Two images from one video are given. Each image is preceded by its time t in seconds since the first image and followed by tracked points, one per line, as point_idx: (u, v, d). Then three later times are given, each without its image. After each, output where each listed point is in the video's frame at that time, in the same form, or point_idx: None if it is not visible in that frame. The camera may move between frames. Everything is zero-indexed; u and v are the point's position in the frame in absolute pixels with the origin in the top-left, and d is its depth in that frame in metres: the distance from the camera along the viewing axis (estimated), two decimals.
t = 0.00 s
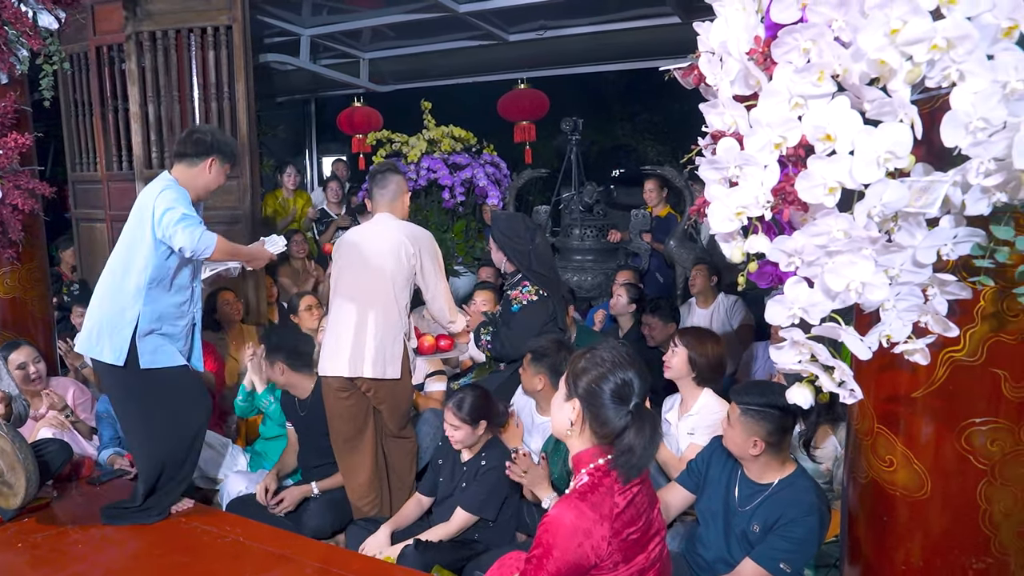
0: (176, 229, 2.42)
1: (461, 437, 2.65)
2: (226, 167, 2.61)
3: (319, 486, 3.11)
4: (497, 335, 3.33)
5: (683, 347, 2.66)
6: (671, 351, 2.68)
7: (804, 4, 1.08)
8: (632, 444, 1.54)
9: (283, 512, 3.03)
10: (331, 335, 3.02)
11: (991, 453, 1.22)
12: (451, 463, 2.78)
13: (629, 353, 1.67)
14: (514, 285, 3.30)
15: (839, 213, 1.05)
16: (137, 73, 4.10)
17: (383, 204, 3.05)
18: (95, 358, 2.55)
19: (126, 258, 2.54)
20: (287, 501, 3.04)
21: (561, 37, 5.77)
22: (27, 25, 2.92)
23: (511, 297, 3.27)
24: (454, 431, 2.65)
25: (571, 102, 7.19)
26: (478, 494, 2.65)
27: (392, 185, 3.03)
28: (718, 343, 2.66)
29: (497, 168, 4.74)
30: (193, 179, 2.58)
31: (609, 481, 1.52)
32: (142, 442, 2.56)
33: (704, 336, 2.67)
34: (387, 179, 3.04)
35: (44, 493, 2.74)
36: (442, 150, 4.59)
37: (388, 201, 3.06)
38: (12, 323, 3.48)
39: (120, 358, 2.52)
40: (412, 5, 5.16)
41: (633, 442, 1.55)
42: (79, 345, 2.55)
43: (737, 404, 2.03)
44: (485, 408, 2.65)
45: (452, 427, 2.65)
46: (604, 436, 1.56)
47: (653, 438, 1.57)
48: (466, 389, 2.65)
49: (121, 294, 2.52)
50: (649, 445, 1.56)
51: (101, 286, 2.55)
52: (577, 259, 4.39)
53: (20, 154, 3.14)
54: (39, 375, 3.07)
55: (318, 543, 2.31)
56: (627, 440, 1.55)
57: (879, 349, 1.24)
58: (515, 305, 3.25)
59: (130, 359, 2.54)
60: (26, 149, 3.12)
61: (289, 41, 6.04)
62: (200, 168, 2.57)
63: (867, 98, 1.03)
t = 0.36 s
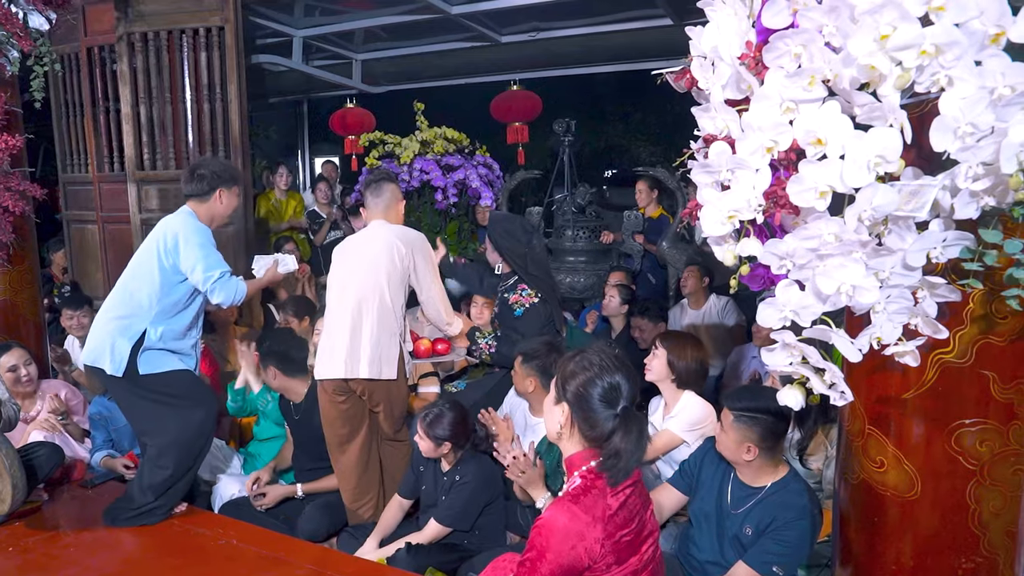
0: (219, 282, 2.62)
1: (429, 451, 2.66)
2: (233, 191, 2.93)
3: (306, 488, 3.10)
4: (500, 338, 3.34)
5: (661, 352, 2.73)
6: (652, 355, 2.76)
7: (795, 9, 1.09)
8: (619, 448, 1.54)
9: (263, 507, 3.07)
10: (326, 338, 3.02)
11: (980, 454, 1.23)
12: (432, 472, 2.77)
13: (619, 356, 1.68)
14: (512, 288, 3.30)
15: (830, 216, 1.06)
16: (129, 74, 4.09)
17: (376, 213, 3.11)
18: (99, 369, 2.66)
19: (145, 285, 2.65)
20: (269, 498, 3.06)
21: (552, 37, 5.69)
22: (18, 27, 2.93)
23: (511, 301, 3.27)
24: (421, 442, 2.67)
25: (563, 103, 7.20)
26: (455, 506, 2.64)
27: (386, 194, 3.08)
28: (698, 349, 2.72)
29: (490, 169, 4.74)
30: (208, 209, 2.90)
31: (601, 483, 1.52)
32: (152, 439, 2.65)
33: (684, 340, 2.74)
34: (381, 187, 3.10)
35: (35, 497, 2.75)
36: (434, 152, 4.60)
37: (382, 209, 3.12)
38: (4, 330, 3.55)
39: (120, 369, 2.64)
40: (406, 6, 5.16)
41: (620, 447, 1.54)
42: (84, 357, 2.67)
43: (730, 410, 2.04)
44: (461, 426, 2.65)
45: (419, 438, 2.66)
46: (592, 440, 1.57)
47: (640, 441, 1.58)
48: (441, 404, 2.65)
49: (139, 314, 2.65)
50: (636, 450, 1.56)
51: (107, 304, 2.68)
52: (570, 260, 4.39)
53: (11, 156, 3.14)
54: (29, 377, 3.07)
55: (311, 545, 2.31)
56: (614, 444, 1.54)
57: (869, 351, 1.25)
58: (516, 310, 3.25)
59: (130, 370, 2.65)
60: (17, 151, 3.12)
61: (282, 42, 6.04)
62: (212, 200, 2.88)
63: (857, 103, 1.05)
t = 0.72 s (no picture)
0: (228, 283, 2.77)
1: (430, 453, 2.66)
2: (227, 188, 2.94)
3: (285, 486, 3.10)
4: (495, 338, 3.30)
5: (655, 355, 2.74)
6: (644, 360, 2.77)
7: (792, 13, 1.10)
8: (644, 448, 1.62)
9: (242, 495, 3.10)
10: (326, 341, 3.03)
11: (975, 455, 1.24)
12: (433, 472, 2.77)
13: (616, 355, 1.69)
14: (513, 287, 3.28)
15: (827, 219, 1.06)
16: (125, 74, 4.09)
17: (377, 219, 3.12)
18: (119, 369, 2.69)
19: (161, 281, 2.74)
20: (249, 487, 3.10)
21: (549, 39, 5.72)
22: (15, 29, 2.94)
23: (513, 300, 3.24)
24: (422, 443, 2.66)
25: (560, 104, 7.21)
26: (456, 508, 2.64)
27: (386, 201, 3.10)
28: (691, 350, 2.74)
29: (487, 170, 4.75)
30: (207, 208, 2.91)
31: (601, 483, 1.54)
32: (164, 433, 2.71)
33: (676, 343, 2.75)
34: (381, 192, 3.12)
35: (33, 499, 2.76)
36: (432, 153, 4.57)
37: (382, 215, 3.14)
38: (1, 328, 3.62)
39: (148, 367, 2.71)
40: (403, 7, 5.16)
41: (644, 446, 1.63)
42: (99, 356, 2.69)
43: (733, 415, 2.04)
44: (463, 430, 2.65)
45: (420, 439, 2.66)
46: (595, 442, 1.59)
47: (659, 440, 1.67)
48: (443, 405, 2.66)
49: (157, 309, 2.73)
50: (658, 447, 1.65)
51: (120, 303, 2.73)
52: (567, 261, 4.40)
53: (8, 158, 3.15)
54: (26, 380, 3.09)
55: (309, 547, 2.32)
56: (635, 444, 1.62)
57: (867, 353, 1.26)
58: (519, 309, 3.23)
59: (158, 367, 2.73)
60: (14, 152, 3.13)
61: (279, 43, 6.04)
62: (213, 199, 2.91)
63: (854, 106, 1.05)
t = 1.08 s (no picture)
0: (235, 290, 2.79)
1: (451, 436, 2.70)
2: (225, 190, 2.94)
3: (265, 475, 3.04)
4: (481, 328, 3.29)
5: (652, 356, 2.75)
6: (642, 361, 2.78)
7: (790, 15, 1.10)
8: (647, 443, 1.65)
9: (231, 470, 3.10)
10: (325, 342, 3.03)
11: (972, 454, 1.25)
12: (449, 464, 2.81)
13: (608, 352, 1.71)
14: (512, 282, 3.30)
15: (825, 219, 1.06)
16: (123, 75, 4.09)
17: (378, 218, 3.12)
18: (125, 371, 2.72)
19: (163, 285, 2.75)
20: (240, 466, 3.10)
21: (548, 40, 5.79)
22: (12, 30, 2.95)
23: (508, 292, 3.27)
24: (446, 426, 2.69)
25: (558, 104, 7.22)
26: (471, 499, 2.66)
27: (386, 201, 3.10)
28: (688, 351, 2.75)
29: (485, 171, 4.75)
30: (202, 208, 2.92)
31: (600, 484, 1.55)
32: (169, 430, 2.76)
33: (674, 345, 2.76)
34: (382, 193, 3.13)
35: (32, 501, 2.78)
36: (430, 153, 4.61)
37: (383, 214, 3.14)
38: None
39: (153, 368, 2.74)
40: (401, 8, 5.16)
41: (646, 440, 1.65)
42: (103, 358, 2.71)
43: (726, 413, 2.05)
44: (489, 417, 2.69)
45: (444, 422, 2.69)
46: (595, 443, 1.61)
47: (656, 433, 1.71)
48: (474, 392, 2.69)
49: (161, 312, 2.75)
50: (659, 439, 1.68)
51: (123, 304, 2.75)
52: (564, 262, 4.42)
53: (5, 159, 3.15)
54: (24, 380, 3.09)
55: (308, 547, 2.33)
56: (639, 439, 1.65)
57: (864, 352, 1.26)
58: (511, 299, 3.25)
59: (163, 369, 2.76)
60: (11, 153, 3.14)
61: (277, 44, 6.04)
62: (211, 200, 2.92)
63: (851, 108, 1.06)
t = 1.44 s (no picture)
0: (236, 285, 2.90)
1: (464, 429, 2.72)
2: (205, 179, 2.96)
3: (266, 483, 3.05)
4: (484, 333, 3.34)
5: (652, 358, 2.75)
6: (642, 362, 2.78)
7: (788, 16, 1.10)
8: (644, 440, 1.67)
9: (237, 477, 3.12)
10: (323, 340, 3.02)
11: (970, 454, 1.25)
12: (460, 462, 2.79)
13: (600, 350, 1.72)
14: (505, 285, 3.29)
15: (823, 220, 1.06)
16: (120, 76, 4.08)
17: (373, 209, 3.11)
18: (128, 375, 2.78)
19: (163, 288, 2.83)
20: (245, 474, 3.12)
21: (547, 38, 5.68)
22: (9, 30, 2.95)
23: (502, 297, 3.27)
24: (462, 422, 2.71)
25: (555, 105, 7.22)
26: (479, 498, 2.66)
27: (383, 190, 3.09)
28: (687, 351, 2.76)
29: (482, 171, 4.76)
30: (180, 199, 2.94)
31: (597, 484, 1.55)
32: (147, 435, 2.83)
33: (673, 345, 2.77)
34: (380, 185, 3.10)
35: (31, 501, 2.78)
36: (428, 154, 4.63)
37: (379, 206, 3.12)
38: None
39: (157, 371, 2.81)
40: (399, 9, 5.16)
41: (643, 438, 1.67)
42: (110, 364, 2.77)
43: (720, 408, 2.06)
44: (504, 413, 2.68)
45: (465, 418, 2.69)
46: (593, 443, 1.60)
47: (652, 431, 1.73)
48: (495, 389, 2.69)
49: (162, 316, 2.83)
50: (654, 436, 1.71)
51: (123, 309, 2.80)
52: (562, 262, 4.41)
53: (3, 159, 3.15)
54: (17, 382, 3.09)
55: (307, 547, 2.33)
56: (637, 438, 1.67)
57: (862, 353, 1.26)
58: (508, 305, 3.25)
59: (167, 372, 2.84)
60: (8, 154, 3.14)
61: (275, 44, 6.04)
62: (184, 189, 2.93)
63: (850, 108, 1.06)
